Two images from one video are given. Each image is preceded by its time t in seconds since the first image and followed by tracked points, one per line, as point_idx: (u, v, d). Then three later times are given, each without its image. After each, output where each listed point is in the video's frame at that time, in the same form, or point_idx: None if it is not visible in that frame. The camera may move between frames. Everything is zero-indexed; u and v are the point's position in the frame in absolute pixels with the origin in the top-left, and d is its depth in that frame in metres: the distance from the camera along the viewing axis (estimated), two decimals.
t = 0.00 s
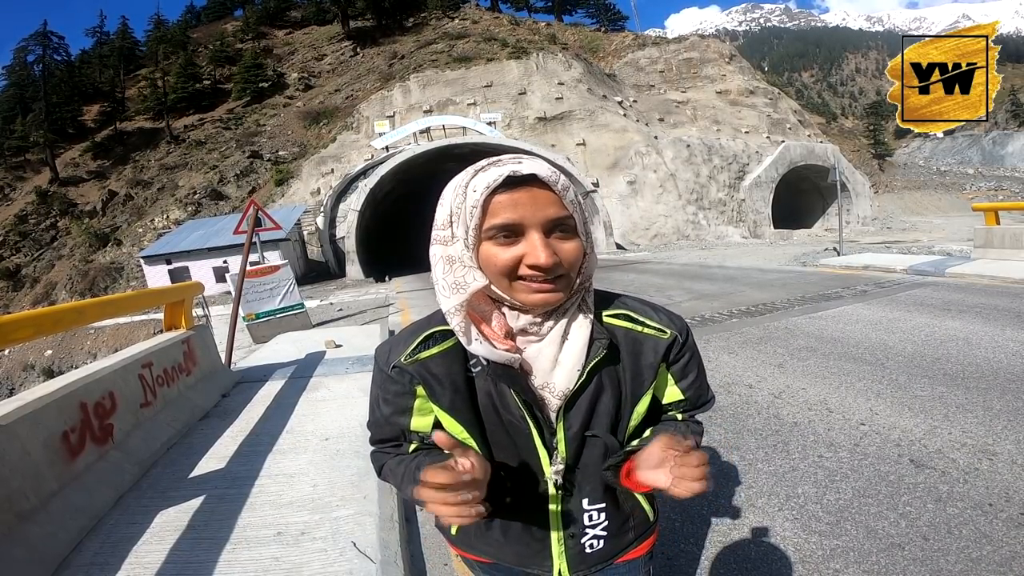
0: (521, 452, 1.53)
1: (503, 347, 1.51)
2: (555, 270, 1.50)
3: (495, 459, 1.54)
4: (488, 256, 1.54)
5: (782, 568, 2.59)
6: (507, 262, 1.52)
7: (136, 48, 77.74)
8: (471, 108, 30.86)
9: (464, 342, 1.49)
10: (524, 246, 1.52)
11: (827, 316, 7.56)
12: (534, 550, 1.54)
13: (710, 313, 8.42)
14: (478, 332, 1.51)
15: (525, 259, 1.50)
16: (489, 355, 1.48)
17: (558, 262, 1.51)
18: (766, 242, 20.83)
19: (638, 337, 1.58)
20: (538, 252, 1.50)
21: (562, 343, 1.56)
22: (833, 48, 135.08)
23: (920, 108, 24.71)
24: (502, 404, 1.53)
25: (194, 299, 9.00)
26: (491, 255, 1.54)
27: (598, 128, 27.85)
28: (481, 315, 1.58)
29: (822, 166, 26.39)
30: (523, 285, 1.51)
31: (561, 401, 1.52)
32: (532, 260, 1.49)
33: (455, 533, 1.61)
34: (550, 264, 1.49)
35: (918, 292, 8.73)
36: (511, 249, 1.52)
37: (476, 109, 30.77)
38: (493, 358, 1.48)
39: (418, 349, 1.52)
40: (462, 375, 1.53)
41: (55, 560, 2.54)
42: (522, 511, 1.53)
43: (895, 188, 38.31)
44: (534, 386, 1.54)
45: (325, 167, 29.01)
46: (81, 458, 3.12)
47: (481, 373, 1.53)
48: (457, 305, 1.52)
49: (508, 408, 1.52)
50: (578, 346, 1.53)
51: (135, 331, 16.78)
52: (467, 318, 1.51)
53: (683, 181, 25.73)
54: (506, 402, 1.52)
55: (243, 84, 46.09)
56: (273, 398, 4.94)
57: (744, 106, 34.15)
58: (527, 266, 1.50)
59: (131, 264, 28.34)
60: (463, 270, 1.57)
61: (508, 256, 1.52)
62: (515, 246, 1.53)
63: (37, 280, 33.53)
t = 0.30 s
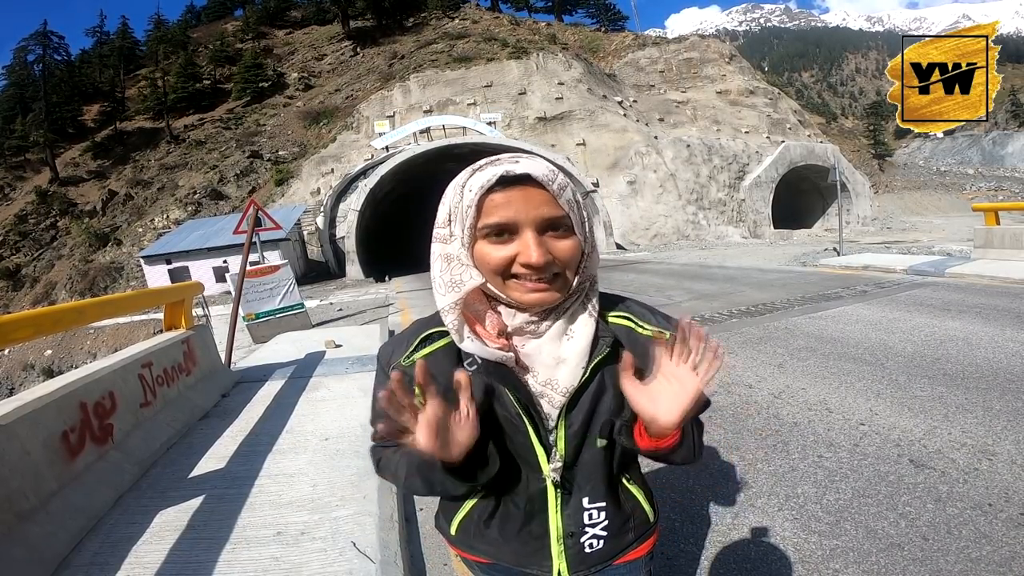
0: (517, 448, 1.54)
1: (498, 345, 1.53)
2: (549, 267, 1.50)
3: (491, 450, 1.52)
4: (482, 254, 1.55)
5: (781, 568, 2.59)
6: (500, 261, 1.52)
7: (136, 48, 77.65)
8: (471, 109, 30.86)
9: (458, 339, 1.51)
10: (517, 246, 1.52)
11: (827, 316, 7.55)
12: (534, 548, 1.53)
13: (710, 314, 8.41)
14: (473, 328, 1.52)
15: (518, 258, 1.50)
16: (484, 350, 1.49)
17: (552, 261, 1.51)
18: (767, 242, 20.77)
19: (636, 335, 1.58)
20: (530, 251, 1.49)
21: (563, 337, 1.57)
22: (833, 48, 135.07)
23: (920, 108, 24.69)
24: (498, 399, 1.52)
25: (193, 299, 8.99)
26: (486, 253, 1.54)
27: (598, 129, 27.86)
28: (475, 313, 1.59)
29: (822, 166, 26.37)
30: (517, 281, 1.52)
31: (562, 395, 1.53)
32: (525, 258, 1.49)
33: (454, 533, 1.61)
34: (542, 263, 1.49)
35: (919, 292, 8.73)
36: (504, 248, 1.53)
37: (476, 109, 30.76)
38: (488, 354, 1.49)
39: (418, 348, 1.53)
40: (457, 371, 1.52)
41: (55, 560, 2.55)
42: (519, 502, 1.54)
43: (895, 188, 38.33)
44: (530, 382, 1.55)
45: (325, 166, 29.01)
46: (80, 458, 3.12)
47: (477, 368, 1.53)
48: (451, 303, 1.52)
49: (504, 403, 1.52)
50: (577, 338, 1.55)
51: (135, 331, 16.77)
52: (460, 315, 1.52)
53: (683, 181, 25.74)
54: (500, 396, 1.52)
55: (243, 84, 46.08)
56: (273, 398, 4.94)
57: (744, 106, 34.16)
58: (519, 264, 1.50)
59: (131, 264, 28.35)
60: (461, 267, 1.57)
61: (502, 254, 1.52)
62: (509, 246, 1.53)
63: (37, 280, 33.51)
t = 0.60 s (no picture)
0: (515, 448, 1.53)
1: (495, 345, 1.53)
2: (547, 271, 1.51)
3: (491, 451, 1.53)
4: (481, 257, 1.55)
5: (781, 568, 2.59)
6: (498, 264, 1.53)
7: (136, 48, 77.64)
8: (471, 109, 30.86)
9: (453, 339, 1.50)
10: (514, 249, 1.52)
11: (826, 317, 7.53)
12: (533, 550, 1.53)
13: (710, 314, 8.40)
14: (471, 330, 1.52)
15: (516, 261, 1.51)
16: (481, 350, 1.49)
17: (549, 264, 1.51)
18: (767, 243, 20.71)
19: (635, 335, 1.56)
20: (527, 255, 1.50)
21: (560, 336, 1.56)
22: (833, 48, 134.93)
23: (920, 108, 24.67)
24: (497, 400, 1.52)
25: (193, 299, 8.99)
26: (484, 256, 1.54)
27: (598, 129, 27.86)
28: (471, 312, 1.59)
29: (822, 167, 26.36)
30: (514, 283, 1.53)
31: (560, 394, 1.53)
32: (522, 262, 1.49)
33: (454, 533, 1.62)
34: (540, 266, 1.49)
35: (919, 292, 8.73)
36: (502, 251, 1.53)
37: (476, 109, 30.76)
38: (483, 354, 1.50)
39: (416, 348, 1.54)
40: (454, 373, 1.53)
41: (53, 560, 2.54)
42: (518, 503, 1.54)
43: (895, 188, 38.32)
44: (528, 383, 1.55)
45: (325, 166, 29.02)
46: (80, 458, 3.12)
47: (474, 369, 1.54)
48: (447, 303, 1.52)
49: (501, 403, 1.52)
50: (574, 340, 1.54)
51: (135, 331, 16.76)
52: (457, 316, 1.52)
53: (683, 181, 25.73)
54: (498, 397, 1.52)
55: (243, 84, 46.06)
56: (273, 398, 4.93)
57: (744, 106, 34.16)
58: (517, 267, 1.50)
59: (131, 264, 28.35)
60: (458, 268, 1.58)
61: (500, 257, 1.53)
62: (506, 249, 1.53)
63: (37, 280, 33.50)
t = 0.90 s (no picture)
0: (513, 446, 1.53)
1: (494, 343, 1.53)
2: (544, 269, 1.50)
3: (489, 448, 1.54)
4: (481, 255, 1.55)
5: (781, 568, 2.59)
6: (497, 262, 1.53)
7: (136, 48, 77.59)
8: (471, 109, 30.85)
9: (453, 337, 1.51)
10: (513, 248, 1.52)
11: (826, 317, 7.52)
12: (531, 549, 1.53)
13: (710, 314, 8.40)
14: (471, 330, 1.52)
15: (514, 260, 1.50)
16: (480, 348, 1.50)
17: (546, 263, 1.51)
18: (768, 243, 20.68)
19: (632, 335, 1.57)
20: (525, 253, 1.50)
21: (557, 333, 1.56)
22: (833, 48, 134.79)
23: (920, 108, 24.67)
24: (494, 397, 1.53)
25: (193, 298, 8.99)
26: (483, 254, 1.54)
27: (598, 129, 27.86)
28: (471, 311, 1.59)
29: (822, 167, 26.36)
30: (513, 283, 1.53)
31: (557, 392, 1.52)
32: (520, 260, 1.49)
33: (453, 533, 1.62)
34: (538, 265, 1.49)
35: (919, 292, 8.73)
36: (501, 250, 1.53)
37: (476, 109, 30.75)
38: (482, 352, 1.50)
39: (417, 346, 1.55)
40: (454, 371, 1.53)
41: (53, 560, 2.54)
42: (517, 502, 1.54)
43: (896, 188, 38.32)
44: (526, 381, 1.55)
45: (325, 167, 29.01)
46: (80, 458, 3.12)
47: (472, 367, 1.54)
48: (448, 300, 1.52)
49: (499, 401, 1.53)
50: (572, 337, 1.54)
51: (135, 331, 16.77)
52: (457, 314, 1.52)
53: (683, 181, 25.74)
54: (498, 396, 1.52)
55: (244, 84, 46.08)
56: (272, 398, 4.93)
57: (744, 106, 34.17)
58: (515, 266, 1.50)
59: (131, 264, 28.35)
60: (457, 267, 1.58)
61: (498, 255, 1.53)
62: (505, 247, 1.53)
63: (37, 280, 33.50)
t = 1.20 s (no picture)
0: (514, 433, 1.52)
1: (494, 333, 1.54)
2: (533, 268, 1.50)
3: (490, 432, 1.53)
4: (479, 253, 1.55)
5: (781, 568, 2.59)
6: (492, 259, 1.53)
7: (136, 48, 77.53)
8: (471, 109, 30.85)
9: (454, 329, 1.52)
10: (506, 245, 1.51)
11: (826, 317, 7.53)
12: (533, 529, 1.54)
13: (709, 314, 8.40)
14: (472, 320, 1.54)
15: (507, 257, 1.50)
16: (480, 338, 1.51)
17: (536, 262, 1.50)
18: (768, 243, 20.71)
19: (630, 327, 1.56)
20: (516, 250, 1.49)
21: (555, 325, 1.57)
22: (833, 48, 134.79)
23: (920, 108, 24.66)
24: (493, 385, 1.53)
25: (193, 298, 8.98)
26: (481, 251, 1.55)
27: (598, 129, 27.86)
28: (472, 303, 1.60)
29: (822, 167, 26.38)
30: (508, 281, 1.52)
31: (555, 376, 1.54)
32: (511, 257, 1.48)
33: (458, 515, 1.61)
34: (527, 262, 1.48)
35: (919, 292, 8.74)
36: (496, 247, 1.53)
37: (476, 109, 30.75)
38: (482, 340, 1.50)
39: (425, 333, 1.56)
40: (458, 358, 1.52)
41: (53, 560, 2.53)
42: (519, 483, 1.54)
43: (896, 188, 38.34)
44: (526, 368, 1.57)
45: (325, 167, 29.01)
46: (79, 458, 3.12)
47: (474, 355, 1.53)
48: (448, 295, 1.55)
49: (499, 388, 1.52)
50: (567, 329, 1.55)
51: (134, 331, 16.76)
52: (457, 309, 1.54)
53: (683, 181, 25.76)
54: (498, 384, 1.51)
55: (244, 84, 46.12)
56: (272, 399, 4.92)
57: (744, 106, 34.20)
58: (508, 263, 1.50)
59: (131, 264, 28.36)
60: (459, 264, 1.60)
61: (494, 252, 1.53)
62: (500, 244, 1.53)
63: (37, 280, 33.49)
